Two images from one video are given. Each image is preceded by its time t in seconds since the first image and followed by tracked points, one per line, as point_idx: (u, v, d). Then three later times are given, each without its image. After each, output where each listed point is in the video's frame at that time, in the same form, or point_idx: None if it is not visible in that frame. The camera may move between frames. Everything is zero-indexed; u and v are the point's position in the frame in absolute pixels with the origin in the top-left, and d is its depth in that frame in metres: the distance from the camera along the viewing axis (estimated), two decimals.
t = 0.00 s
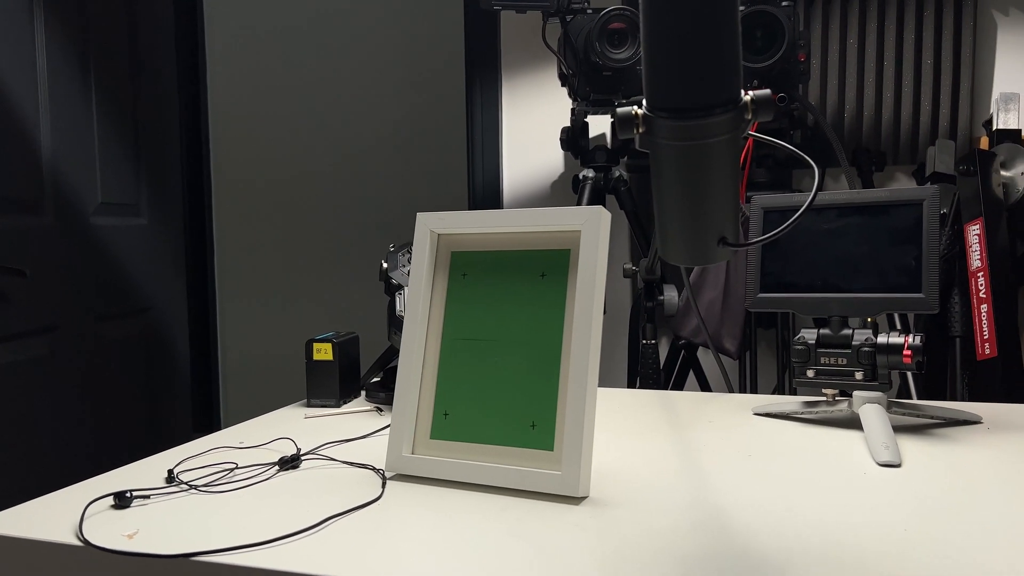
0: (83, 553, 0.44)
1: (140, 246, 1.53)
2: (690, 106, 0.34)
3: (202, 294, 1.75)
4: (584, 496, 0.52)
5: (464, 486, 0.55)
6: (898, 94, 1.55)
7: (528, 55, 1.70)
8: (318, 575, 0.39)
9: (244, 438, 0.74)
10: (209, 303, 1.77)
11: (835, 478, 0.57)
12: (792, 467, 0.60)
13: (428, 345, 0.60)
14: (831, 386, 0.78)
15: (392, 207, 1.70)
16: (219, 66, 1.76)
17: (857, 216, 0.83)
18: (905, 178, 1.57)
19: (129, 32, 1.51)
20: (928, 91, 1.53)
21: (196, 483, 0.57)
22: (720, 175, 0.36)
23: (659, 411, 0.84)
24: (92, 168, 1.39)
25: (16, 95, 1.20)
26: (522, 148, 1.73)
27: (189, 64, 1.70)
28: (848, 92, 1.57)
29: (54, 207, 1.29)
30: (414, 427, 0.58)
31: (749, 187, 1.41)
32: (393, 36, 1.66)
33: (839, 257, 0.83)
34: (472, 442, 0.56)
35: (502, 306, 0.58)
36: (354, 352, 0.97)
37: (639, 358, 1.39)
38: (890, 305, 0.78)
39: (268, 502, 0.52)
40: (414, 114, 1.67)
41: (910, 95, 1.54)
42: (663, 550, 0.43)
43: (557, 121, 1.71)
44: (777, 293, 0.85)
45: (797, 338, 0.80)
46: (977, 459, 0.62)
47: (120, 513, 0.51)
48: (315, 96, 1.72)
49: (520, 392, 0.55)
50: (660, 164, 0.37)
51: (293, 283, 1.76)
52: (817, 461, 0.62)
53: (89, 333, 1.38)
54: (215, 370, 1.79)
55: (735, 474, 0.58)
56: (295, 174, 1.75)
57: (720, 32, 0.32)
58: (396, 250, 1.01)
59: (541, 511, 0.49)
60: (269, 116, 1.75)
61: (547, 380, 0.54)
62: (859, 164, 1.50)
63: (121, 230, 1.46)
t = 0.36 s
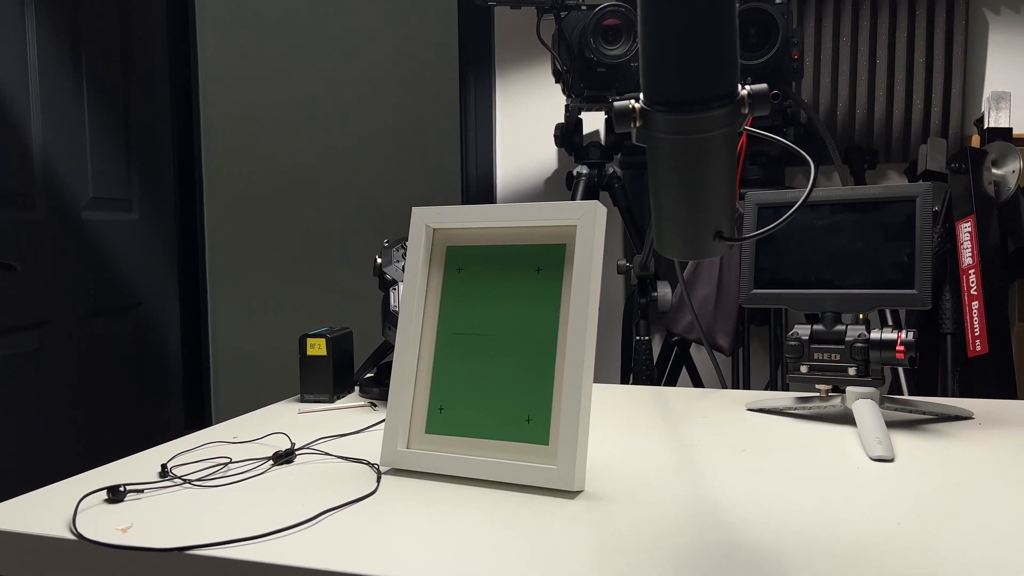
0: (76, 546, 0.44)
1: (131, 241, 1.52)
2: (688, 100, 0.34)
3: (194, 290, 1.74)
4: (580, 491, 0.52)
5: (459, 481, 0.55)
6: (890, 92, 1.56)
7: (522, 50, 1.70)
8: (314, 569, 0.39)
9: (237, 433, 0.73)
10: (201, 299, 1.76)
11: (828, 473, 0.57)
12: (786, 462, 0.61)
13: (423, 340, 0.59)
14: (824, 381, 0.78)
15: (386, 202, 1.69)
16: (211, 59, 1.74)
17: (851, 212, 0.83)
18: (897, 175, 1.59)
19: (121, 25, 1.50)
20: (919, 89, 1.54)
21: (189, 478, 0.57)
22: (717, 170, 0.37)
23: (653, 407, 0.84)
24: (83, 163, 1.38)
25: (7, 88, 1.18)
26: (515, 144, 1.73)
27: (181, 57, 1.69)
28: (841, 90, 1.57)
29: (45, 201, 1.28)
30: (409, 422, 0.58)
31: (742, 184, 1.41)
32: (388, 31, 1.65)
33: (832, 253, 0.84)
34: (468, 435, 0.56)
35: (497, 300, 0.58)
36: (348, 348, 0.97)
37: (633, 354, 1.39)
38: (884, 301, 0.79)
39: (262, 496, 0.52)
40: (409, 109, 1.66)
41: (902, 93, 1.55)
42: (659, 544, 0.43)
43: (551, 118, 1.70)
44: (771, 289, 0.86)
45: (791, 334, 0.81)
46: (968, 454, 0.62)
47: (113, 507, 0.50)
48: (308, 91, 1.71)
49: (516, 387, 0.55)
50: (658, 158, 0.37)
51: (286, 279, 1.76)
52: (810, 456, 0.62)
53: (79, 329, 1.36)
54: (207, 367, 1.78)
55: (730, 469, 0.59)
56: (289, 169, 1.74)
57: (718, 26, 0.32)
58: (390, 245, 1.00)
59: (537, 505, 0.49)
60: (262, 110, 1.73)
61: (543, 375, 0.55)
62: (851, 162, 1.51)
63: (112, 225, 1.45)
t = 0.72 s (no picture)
0: (72, 532, 0.44)
1: (128, 232, 1.51)
2: (683, 88, 0.34)
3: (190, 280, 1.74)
4: (575, 478, 0.52)
5: (455, 468, 0.55)
6: (888, 85, 1.56)
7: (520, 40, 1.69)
8: (310, 554, 0.40)
9: (233, 422, 0.74)
10: (198, 289, 1.76)
11: (822, 462, 0.58)
12: (781, 451, 0.61)
13: (420, 328, 0.59)
14: (820, 371, 0.78)
15: (384, 193, 1.69)
16: (207, 48, 1.73)
17: (847, 203, 0.83)
18: (895, 168, 1.58)
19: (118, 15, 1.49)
20: (918, 82, 1.53)
21: (185, 465, 0.57)
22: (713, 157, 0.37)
23: (650, 397, 0.85)
24: (79, 153, 1.37)
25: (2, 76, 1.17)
26: (513, 135, 1.73)
27: (178, 46, 1.68)
28: (839, 83, 1.57)
29: (41, 192, 1.27)
30: (405, 410, 0.58)
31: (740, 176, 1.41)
32: (386, 20, 1.64)
33: (829, 243, 0.84)
34: (464, 423, 0.56)
35: (493, 289, 0.58)
36: (345, 337, 0.97)
37: (630, 346, 1.39)
38: (880, 291, 0.79)
39: (258, 483, 0.52)
40: (406, 99, 1.65)
41: (901, 86, 1.55)
42: (653, 530, 0.43)
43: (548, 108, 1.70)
44: (768, 279, 0.86)
45: (788, 324, 0.80)
46: (962, 444, 0.63)
47: (109, 493, 0.51)
48: (306, 81, 1.70)
49: (512, 375, 0.55)
50: (654, 144, 0.37)
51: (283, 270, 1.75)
52: (805, 445, 0.63)
53: (75, 319, 1.36)
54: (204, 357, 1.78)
55: (725, 458, 0.59)
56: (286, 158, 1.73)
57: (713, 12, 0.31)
58: (387, 235, 1.00)
59: (533, 493, 0.50)
60: (259, 99, 1.72)
61: (539, 364, 0.55)
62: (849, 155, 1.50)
63: (108, 215, 1.44)
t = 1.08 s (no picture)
0: (79, 503, 0.45)
1: (134, 213, 1.51)
2: (688, 63, 0.33)
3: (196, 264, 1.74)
4: (576, 456, 0.52)
5: (457, 446, 0.55)
6: (899, 69, 1.54)
7: (526, 22, 1.68)
8: (313, 527, 0.40)
9: (237, 399, 0.74)
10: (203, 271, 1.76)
11: (824, 443, 0.58)
12: (784, 433, 0.61)
13: (422, 307, 0.59)
14: (823, 354, 0.78)
15: (388, 175, 1.68)
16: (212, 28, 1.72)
17: (853, 185, 0.83)
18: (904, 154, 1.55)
19: None
20: (928, 66, 1.51)
21: (189, 441, 0.58)
22: (716, 134, 0.36)
23: (652, 379, 0.85)
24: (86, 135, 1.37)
25: (11, 57, 1.17)
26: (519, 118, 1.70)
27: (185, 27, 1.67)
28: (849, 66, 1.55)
29: (50, 173, 1.27)
30: (407, 388, 0.58)
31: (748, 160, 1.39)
32: None
33: (834, 226, 0.83)
34: (466, 402, 0.56)
35: (496, 268, 0.58)
36: (349, 318, 0.97)
37: (634, 330, 1.39)
38: (885, 274, 0.79)
39: (261, 458, 0.53)
40: (412, 80, 1.64)
41: (911, 69, 1.52)
42: (654, 507, 0.43)
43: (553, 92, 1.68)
44: (773, 262, 0.85)
45: (791, 307, 0.80)
46: (965, 426, 0.63)
47: (114, 467, 0.51)
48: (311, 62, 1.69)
49: (514, 354, 0.55)
50: (658, 122, 0.37)
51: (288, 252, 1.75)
52: (807, 426, 0.63)
53: (84, 300, 1.37)
54: (209, 338, 1.79)
55: (729, 440, 0.59)
56: (291, 140, 1.73)
57: None
58: (391, 216, 1.00)
59: (534, 470, 0.50)
60: (264, 81, 1.72)
61: (540, 344, 0.55)
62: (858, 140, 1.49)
63: (114, 196, 1.45)
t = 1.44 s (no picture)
0: (93, 484, 0.45)
1: (143, 198, 1.52)
2: (703, 48, 0.33)
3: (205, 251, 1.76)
4: (585, 442, 0.53)
5: (468, 432, 0.56)
6: (911, 56, 1.51)
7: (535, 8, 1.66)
8: (324, 510, 0.41)
9: (248, 384, 0.75)
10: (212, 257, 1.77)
11: (832, 431, 0.58)
12: (793, 421, 0.61)
13: (433, 293, 0.60)
14: (834, 343, 0.78)
15: (396, 162, 1.68)
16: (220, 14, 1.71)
17: (865, 173, 0.82)
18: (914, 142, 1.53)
19: None
20: (941, 53, 1.49)
21: (201, 424, 0.58)
22: (730, 121, 0.36)
23: (661, 367, 0.85)
24: (96, 121, 1.38)
25: (21, 43, 1.18)
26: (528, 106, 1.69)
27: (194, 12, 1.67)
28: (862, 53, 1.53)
29: (60, 159, 1.28)
30: (418, 374, 0.58)
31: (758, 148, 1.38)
32: None
33: (846, 214, 0.82)
34: (476, 388, 0.56)
35: (506, 255, 0.58)
36: (358, 304, 0.98)
37: (642, 318, 1.39)
38: (897, 263, 0.78)
39: (272, 442, 0.53)
40: (420, 67, 1.63)
41: (924, 56, 1.50)
42: (661, 493, 0.44)
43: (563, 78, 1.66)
44: (784, 250, 0.85)
45: (802, 295, 0.80)
46: (974, 416, 0.62)
47: (127, 449, 0.52)
48: (318, 48, 1.68)
49: (524, 340, 0.56)
50: (672, 107, 0.37)
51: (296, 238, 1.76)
52: (816, 414, 0.63)
53: (94, 284, 1.39)
54: (218, 324, 1.80)
55: (738, 428, 0.59)
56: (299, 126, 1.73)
57: None
58: (401, 203, 1.00)
59: (543, 455, 0.50)
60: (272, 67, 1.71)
61: (551, 330, 0.55)
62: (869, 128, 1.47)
63: (123, 182, 1.45)
